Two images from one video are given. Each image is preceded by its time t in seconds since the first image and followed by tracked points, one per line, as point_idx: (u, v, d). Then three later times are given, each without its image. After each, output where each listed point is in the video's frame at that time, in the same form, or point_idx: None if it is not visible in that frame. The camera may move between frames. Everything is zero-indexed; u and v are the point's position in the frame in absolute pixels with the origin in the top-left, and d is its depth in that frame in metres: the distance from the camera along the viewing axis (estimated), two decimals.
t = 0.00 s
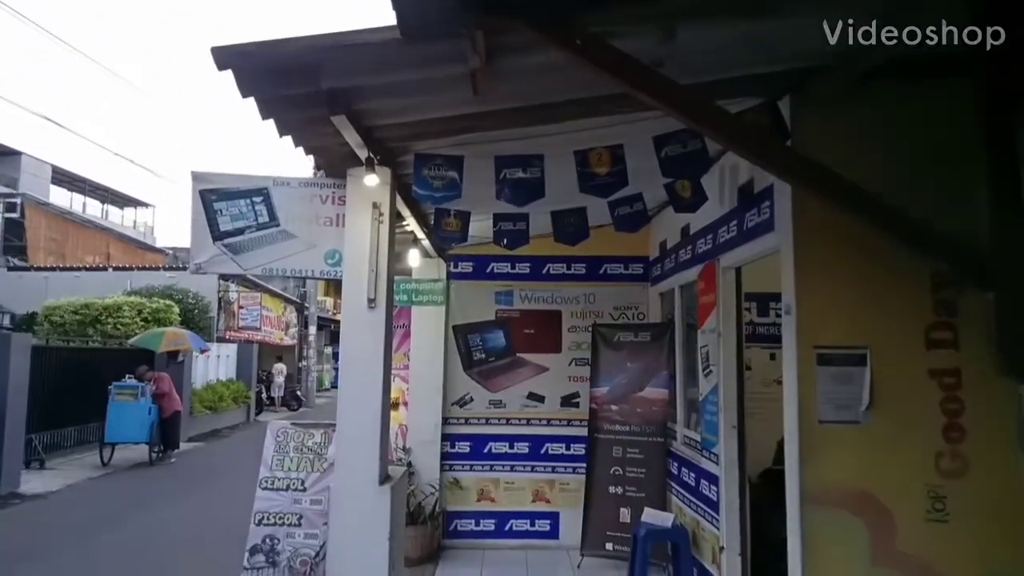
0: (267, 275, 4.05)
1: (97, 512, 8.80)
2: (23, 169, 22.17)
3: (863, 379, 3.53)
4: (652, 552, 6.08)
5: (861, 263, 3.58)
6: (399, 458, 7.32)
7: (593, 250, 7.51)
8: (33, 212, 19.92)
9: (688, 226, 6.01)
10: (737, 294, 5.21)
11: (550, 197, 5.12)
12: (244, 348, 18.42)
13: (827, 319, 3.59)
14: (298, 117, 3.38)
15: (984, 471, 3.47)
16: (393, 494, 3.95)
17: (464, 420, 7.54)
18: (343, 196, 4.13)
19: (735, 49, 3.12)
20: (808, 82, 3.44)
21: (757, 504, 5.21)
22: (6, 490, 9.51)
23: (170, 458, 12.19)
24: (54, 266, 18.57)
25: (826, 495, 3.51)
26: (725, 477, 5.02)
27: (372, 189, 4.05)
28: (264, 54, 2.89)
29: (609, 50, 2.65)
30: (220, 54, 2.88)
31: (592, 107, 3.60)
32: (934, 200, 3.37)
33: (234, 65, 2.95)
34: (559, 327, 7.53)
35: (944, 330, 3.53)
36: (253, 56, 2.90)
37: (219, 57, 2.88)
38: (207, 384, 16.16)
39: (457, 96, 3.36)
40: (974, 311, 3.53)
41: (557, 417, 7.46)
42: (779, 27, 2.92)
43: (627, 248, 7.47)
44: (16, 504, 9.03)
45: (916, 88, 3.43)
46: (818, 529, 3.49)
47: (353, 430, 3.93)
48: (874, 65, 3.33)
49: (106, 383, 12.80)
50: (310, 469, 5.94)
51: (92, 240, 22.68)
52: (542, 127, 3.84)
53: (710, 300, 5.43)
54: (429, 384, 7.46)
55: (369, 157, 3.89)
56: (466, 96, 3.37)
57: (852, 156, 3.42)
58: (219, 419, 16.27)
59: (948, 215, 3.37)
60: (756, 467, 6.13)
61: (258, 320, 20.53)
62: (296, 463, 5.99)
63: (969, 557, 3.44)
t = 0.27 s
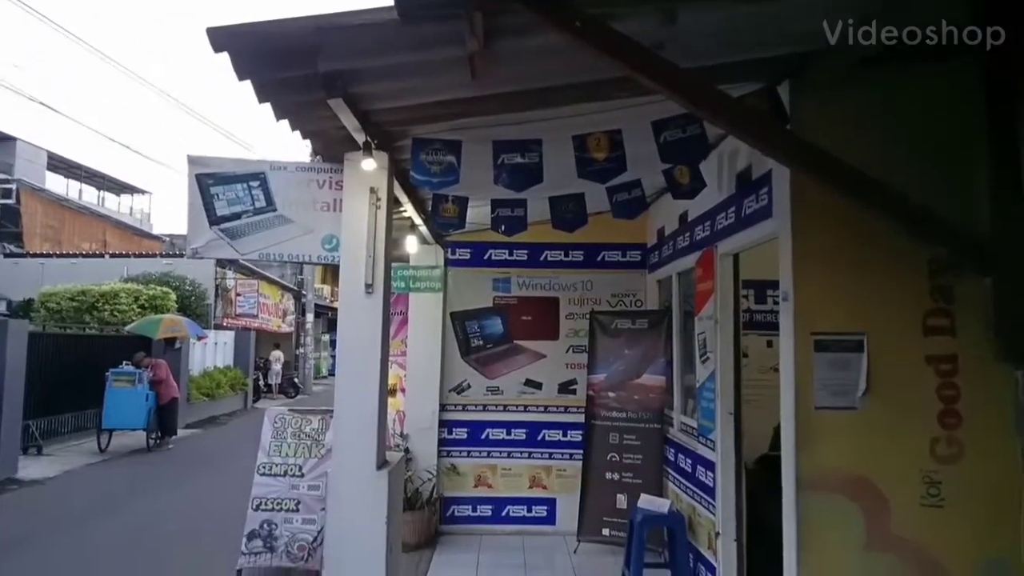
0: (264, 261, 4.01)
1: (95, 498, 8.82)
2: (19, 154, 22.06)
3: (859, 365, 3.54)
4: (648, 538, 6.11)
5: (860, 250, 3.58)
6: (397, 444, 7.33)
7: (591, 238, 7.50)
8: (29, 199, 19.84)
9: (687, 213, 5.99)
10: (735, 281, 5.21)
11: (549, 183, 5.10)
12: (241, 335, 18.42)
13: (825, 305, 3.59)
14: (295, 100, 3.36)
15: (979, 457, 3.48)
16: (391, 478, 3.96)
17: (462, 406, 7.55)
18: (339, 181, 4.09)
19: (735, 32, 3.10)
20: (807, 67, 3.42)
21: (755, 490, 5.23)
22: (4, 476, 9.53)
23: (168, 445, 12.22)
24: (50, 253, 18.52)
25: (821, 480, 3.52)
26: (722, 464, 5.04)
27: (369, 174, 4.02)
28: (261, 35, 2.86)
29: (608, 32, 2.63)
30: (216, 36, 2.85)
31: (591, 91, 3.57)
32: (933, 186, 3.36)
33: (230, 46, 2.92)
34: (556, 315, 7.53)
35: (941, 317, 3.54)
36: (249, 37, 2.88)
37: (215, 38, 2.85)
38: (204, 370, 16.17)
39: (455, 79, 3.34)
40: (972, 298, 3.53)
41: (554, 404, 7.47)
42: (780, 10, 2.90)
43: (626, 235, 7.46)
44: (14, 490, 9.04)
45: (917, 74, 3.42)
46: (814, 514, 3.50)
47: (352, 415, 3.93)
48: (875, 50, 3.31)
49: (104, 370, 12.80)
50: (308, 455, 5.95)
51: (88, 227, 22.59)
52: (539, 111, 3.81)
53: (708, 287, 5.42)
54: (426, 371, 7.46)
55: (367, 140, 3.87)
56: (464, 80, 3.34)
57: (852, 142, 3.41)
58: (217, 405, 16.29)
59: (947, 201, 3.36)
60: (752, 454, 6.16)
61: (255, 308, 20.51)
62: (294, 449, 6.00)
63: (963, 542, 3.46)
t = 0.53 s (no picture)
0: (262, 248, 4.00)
1: (98, 486, 8.86)
2: (17, 144, 22.01)
3: (859, 347, 3.54)
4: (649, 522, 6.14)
5: (860, 232, 3.57)
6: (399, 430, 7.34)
7: (591, 223, 7.48)
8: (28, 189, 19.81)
9: (687, 197, 5.97)
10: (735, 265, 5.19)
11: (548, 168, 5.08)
12: (242, 324, 18.44)
13: (824, 287, 3.59)
14: (291, 83, 3.34)
15: (979, 437, 3.49)
16: (392, 462, 3.97)
17: (462, 392, 7.57)
18: (338, 166, 4.08)
19: (734, 12, 3.08)
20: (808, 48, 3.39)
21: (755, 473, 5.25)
22: (8, 464, 9.57)
23: (170, 433, 12.25)
24: (50, 243, 18.50)
25: (821, 462, 3.53)
26: (721, 445, 5.06)
27: (367, 158, 3.98)
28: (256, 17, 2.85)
29: (606, 12, 2.61)
30: (211, 18, 2.83)
31: (589, 73, 3.55)
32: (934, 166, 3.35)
33: (226, 29, 2.90)
34: (556, 300, 7.53)
35: (940, 299, 3.53)
36: (244, 19, 2.86)
37: (210, 21, 2.83)
38: (205, 359, 16.19)
39: (452, 62, 3.32)
40: (972, 280, 3.53)
41: (554, 389, 7.48)
42: None
43: (626, 220, 7.45)
44: (17, 478, 9.08)
45: (918, 55, 3.40)
46: (814, 496, 3.51)
47: (352, 400, 3.94)
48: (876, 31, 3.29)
49: (105, 359, 12.83)
50: (309, 442, 5.97)
51: (88, 217, 22.58)
52: (538, 94, 3.79)
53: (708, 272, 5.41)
54: (427, 357, 7.47)
55: (364, 125, 3.85)
56: (462, 62, 3.32)
57: (852, 122, 3.39)
58: (219, 394, 16.34)
59: (949, 182, 3.35)
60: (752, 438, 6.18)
61: (255, 296, 20.52)
62: (295, 435, 6.01)
63: (963, 522, 3.47)
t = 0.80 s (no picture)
0: (262, 235, 3.97)
1: (100, 475, 8.88)
2: (14, 133, 21.90)
3: (861, 333, 3.52)
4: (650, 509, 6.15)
5: (862, 218, 3.55)
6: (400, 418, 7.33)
7: (592, 210, 7.45)
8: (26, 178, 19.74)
9: (688, 184, 5.94)
10: (737, 252, 5.17)
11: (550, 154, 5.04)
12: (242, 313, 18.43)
13: (825, 273, 3.56)
14: (289, 69, 3.30)
15: (981, 423, 3.48)
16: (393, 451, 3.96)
17: (463, 380, 7.56)
18: (337, 153, 4.05)
19: None
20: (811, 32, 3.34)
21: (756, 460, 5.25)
22: (10, 453, 9.59)
23: (172, 423, 12.27)
24: (48, 232, 18.45)
25: (822, 448, 3.52)
26: (722, 432, 5.06)
27: (367, 145, 3.96)
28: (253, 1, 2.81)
29: None
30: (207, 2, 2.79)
31: (590, 58, 3.51)
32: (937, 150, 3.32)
33: (222, 13, 2.86)
34: (557, 288, 7.50)
35: (943, 285, 3.51)
36: (242, 3, 2.82)
37: (207, 6, 2.79)
38: (206, 348, 16.20)
39: (452, 47, 3.28)
40: (975, 265, 3.50)
41: (555, 377, 7.48)
42: None
43: (626, 208, 7.41)
44: (19, 468, 9.10)
45: (921, 38, 3.35)
46: (815, 483, 3.50)
47: (353, 388, 3.92)
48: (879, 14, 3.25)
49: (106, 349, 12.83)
50: (310, 431, 5.96)
51: (88, 206, 22.53)
52: (538, 79, 3.75)
53: (710, 259, 5.38)
54: (428, 345, 7.45)
55: (364, 111, 3.84)
56: (462, 46, 3.28)
57: (854, 106, 3.35)
58: (220, 383, 16.36)
59: (951, 167, 3.32)
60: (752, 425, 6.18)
61: (255, 285, 20.50)
62: (296, 424, 6.00)
63: (964, 508, 3.46)
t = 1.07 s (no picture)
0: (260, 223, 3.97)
1: (99, 464, 8.90)
2: (12, 122, 21.84)
3: (859, 323, 3.53)
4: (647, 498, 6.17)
5: (860, 207, 3.55)
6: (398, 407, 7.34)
7: (591, 200, 7.44)
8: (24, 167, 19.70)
9: (686, 174, 5.92)
10: (735, 242, 5.18)
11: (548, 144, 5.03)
12: (240, 303, 18.43)
13: (824, 262, 3.57)
14: (286, 56, 3.29)
15: (977, 413, 3.49)
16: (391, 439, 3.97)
17: (461, 370, 7.57)
18: (335, 141, 4.02)
19: None
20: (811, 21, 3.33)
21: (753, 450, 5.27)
22: (9, 442, 9.60)
23: (170, 412, 12.28)
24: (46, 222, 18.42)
25: (819, 438, 3.53)
26: (719, 421, 5.07)
27: (365, 132, 3.95)
28: None
29: None
30: None
31: (589, 46, 3.50)
32: (937, 140, 3.32)
33: None
34: (555, 278, 7.50)
35: (941, 275, 3.52)
36: None
37: None
38: (204, 338, 16.20)
39: (450, 34, 3.27)
40: (974, 255, 3.51)
41: (553, 367, 7.49)
42: None
43: (625, 198, 7.41)
44: (18, 457, 9.12)
45: (921, 28, 3.35)
46: (812, 471, 3.52)
47: (351, 377, 3.92)
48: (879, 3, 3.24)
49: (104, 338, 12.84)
50: (308, 420, 5.97)
51: (86, 196, 22.48)
52: (537, 68, 3.74)
53: (708, 248, 5.38)
54: (426, 335, 7.46)
55: (362, 98, 3.82)
56: (460, 34, 3.27)
57: (855, 95, 3.35)
58: (218, 373, 16.38)
59: (949, 157, 3.32)
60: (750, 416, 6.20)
61: (253, 276, 20.49)
62: (294, 413, 6.01)
63: (959, 496, 3.48)
